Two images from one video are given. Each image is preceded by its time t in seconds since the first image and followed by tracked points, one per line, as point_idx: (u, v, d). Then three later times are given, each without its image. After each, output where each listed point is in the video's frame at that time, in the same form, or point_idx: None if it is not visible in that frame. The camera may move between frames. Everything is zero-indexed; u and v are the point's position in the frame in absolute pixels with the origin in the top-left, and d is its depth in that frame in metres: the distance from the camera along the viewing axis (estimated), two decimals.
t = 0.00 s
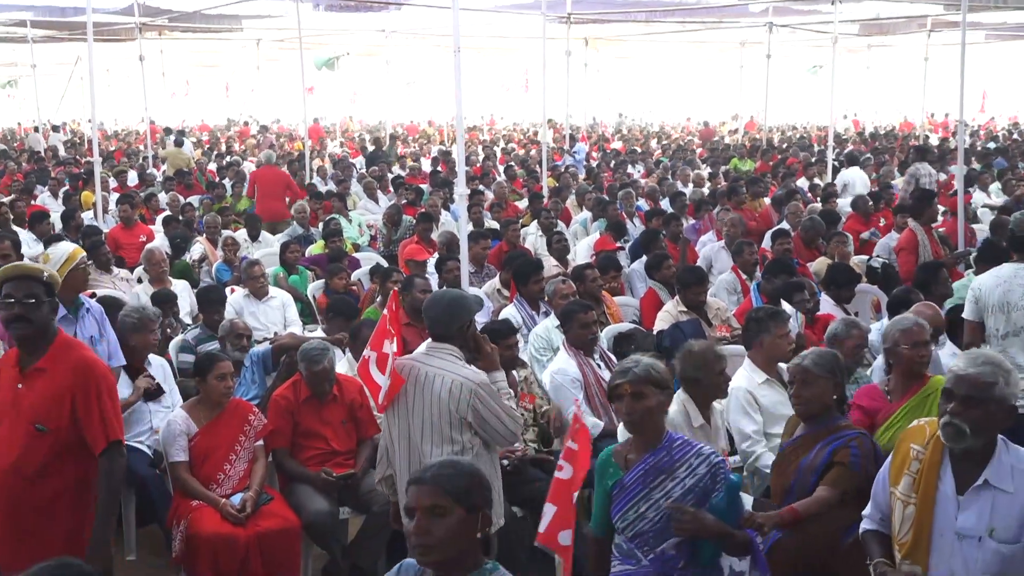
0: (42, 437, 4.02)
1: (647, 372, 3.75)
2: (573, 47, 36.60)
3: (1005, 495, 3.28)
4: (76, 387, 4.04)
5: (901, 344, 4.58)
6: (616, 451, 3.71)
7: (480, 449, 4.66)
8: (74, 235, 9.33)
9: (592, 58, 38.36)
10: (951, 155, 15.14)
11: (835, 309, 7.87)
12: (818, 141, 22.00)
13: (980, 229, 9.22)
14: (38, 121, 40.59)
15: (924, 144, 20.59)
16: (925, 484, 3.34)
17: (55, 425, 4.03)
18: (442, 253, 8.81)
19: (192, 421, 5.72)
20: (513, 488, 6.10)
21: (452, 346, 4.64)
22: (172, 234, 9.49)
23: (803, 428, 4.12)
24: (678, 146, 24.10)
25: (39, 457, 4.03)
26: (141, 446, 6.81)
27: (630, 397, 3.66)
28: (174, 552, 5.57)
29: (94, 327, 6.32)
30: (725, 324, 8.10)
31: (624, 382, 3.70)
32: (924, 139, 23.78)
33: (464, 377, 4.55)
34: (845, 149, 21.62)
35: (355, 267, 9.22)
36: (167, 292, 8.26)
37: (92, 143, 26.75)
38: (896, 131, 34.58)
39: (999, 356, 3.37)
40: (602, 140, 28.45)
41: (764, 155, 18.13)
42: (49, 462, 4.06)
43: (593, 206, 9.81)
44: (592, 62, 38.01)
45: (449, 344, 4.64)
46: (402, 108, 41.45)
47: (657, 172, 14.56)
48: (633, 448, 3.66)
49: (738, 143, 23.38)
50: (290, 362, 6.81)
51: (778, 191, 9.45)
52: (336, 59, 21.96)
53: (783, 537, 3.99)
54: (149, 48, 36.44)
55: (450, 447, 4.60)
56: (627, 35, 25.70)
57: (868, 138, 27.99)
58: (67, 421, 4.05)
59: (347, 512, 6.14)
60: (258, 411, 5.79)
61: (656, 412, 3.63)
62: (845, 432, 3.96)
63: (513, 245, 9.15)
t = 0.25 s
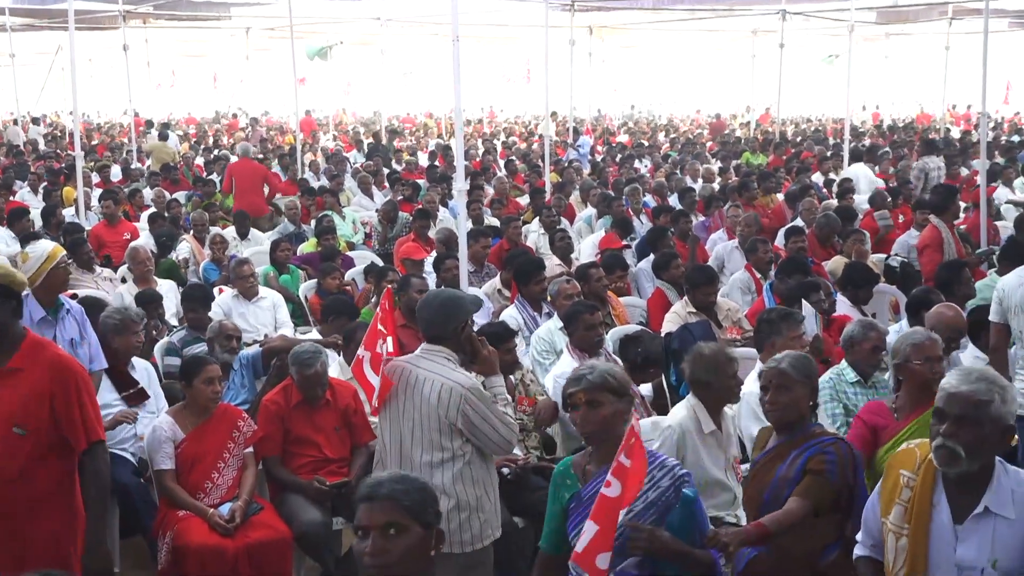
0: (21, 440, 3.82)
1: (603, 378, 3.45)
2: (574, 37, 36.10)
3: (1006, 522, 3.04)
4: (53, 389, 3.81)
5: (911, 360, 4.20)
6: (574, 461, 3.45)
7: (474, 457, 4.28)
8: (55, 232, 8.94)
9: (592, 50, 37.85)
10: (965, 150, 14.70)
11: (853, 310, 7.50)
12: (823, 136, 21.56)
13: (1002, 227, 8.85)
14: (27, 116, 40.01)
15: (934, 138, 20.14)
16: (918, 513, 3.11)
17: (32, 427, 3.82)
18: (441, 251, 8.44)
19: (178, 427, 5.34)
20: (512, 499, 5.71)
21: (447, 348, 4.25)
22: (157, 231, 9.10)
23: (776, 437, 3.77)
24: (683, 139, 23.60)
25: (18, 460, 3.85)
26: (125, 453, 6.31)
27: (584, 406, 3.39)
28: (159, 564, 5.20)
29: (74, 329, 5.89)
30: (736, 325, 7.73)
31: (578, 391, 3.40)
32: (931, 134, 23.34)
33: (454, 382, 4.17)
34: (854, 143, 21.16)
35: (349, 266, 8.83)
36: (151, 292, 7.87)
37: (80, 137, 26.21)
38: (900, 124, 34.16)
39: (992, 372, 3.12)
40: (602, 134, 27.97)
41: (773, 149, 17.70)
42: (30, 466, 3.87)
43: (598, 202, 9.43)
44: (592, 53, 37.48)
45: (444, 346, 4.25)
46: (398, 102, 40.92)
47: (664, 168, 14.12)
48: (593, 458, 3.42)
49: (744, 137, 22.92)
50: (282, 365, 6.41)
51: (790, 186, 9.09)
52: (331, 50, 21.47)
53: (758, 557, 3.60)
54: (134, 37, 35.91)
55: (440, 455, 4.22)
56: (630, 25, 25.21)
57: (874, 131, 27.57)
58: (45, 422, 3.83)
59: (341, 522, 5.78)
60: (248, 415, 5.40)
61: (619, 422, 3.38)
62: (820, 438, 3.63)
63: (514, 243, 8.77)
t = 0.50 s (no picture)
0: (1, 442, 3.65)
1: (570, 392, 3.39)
2: (576, 28, 35.76)
3: (984, 554, 2.65)
4: (35, 388, 3.67)
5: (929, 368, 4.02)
6: (544, 478, 3.42)
7: (471, 460, 4.01)
8: (43, 229, 8.67)
9: (593, 41, 37.50)
10: (978, 145, 14.42)
11: (866, 309, 7.23)
12: (828, 129, 21.28)
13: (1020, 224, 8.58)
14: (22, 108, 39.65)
15: (943, 132, 19.84)
16: (888, 546, 2.76)
17: (13, 429, 3.65)
18: (440, 248, 8.16)
19: (169, 429, 5.02)
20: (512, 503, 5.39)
21: (445, 349, 3.99)
22: (148, 228, 8.83)
23: (755, 450, 3.42)
24: (686, 133, 23.29)
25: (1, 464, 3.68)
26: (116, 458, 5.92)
27: (554, 421, 3.33)
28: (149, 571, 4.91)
29: (61, 329, 5.59)
30: (745, 325, 7.45)
31: (547, 405, 3.35)
32: (936, 129, 23.08)
33: (449, 382, 3.91)
34: (860, 136, 20.87)
35: (346, 263, 8.56)
36: (140, 290, 7.60)
37: (75, 130, 25.90)
38: (905, 116, 33.86)
39: (971, 394, 2.79)
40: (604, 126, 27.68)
41: (781, 143, 17.41)
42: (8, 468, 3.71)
43: (602, 198, 9.16)
44: (593, 44, 37.14)
45: (442, 347, 3.99)
46: (397, 94, 40.57)
47: (670, 163, 13.84)
48: (561, 476, 3.37)
49: (749, 130, 22.60)
50: (275, 366, 6.12)
51: (801, 182, 8.83)
52: (329, 41, 21.15)
53: None
54: (126, 27, 35.60)
55: (434, 459, 3.96)
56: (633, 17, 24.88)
57: (880, 124, 27.29)
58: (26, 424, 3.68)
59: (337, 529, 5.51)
60: (242, 418, 5.08)
61: (589, 436, 3.32)
62: (802, 450, 3.28)
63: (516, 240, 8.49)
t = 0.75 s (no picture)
0: None
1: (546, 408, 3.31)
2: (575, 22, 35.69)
3: (940, 562, 2.69)
4: (20, 385, 3.95)
5: (901, 377, 3.99)
6: (501, 496, 3.29)
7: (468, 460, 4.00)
8: (40, 226, 8.66)
9: (593, 35, 37.43)
10: (978, 141, 14.40)
11: (865, 305, 7.23)
12: (828, 125, 21.29)
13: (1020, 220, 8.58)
14: (19, 102, 39.54)
15: (943, 129, 19.80)
16: (838, 556, 2.76)
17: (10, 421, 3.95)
18: (439, 245, 8.15)
19: (168, 426, 5.03)
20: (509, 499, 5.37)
21: (444, 347, 3.98)
22: (146, 224, 8.81)
23: (725, 466, 3.31)
24: (686, 128, 23.24)
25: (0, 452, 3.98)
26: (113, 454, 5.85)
27: (523, 435, 3.23)
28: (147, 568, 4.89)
29: (59, 325, 5.61)
30: (744, 321, 7.45)
31: (519, 417, 3.26)
32: (937, 124, 23.01)
33: (447, 381, 3.89)
34: (860, 132, 20.83)
35: (344, 260, 8.54)
36: (138, 287, 7.59)
37: (72, 125, 25.84)
38: (906, 112, 33.82)
39: (926, 398, 2.80)
40: (604, 122, 27.62)
41: (781, 140, 17.38)
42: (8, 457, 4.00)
43: (601, 194, 9.14)
44: (593, 38, 37.06)
45: (440, 345, 3.97)
46: (396, 90, 40.49)
47: (670, 160, 13.81)
48: (521, 495, 3.26)
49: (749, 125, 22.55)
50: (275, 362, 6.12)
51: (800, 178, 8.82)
52: (327, 36, 21.10)
53: None
54: (122, 21, 35.57)
55: (431, 455, 3.95)
56: (633, 12, 24.84)
57: (880, 120, 27.25)
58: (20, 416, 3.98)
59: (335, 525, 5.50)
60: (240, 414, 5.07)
61: (556, 453, 3.23)
62: (773, 470, 3.16)
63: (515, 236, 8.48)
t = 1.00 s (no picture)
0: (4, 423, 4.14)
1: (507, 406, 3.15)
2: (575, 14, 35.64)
3: None
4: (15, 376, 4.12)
5: (853, 374, 3.74)
6: (464, 499, 3.18)
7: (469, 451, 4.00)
8: (40, 216, 8.66)
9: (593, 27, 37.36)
10: (979, 133, 14.40)
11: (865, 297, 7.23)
12: (828, 117, 21.30)
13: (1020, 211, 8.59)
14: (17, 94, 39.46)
15: (944, 120, 19.78)
16: (818, 569, 2.69)
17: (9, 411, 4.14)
18: (439, 235, 8.15)
19: (168, 415, 5.03)
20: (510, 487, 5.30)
21: (447, 338, 3.97)
22: (146, 215, 8.81)
23: (698, 469, 3.29)
24: (686, 120, 23.23)
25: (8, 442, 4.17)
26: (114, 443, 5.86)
27: (480, 436, 3.09)
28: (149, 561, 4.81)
29: (59, 314, 5.58)
30: (744, 312, 7.44)
31: (477, 417, 3.10)
32: (937, 116, 23.01)
33: (449, 372, 3.87)
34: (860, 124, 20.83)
35: (345, 250, 8.54)
36: (138, 277, 7.59)
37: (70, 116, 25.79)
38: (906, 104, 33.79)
39: (910, 410, 2.73)
40: (604, 113, 27.60)
41: (781, 131, 17.38)
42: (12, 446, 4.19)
43: (601, 185, 9.14)
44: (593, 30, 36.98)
45: (443, 335, 3.97)
46: (396, 82, 40.46)
47: (670, 151, 13.82)
48: (483, 497, 3.13)
49: (749, 117, 22.54)
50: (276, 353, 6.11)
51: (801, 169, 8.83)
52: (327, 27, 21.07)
53: None
54: (120, 13, 35.57)
55: (433, 445, 3.95)
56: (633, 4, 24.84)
57: (881, 111, 27.24)
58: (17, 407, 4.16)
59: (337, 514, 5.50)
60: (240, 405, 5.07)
61: (515, 455, 3.07)
62: (748, 471, 3.16)
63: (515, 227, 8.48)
